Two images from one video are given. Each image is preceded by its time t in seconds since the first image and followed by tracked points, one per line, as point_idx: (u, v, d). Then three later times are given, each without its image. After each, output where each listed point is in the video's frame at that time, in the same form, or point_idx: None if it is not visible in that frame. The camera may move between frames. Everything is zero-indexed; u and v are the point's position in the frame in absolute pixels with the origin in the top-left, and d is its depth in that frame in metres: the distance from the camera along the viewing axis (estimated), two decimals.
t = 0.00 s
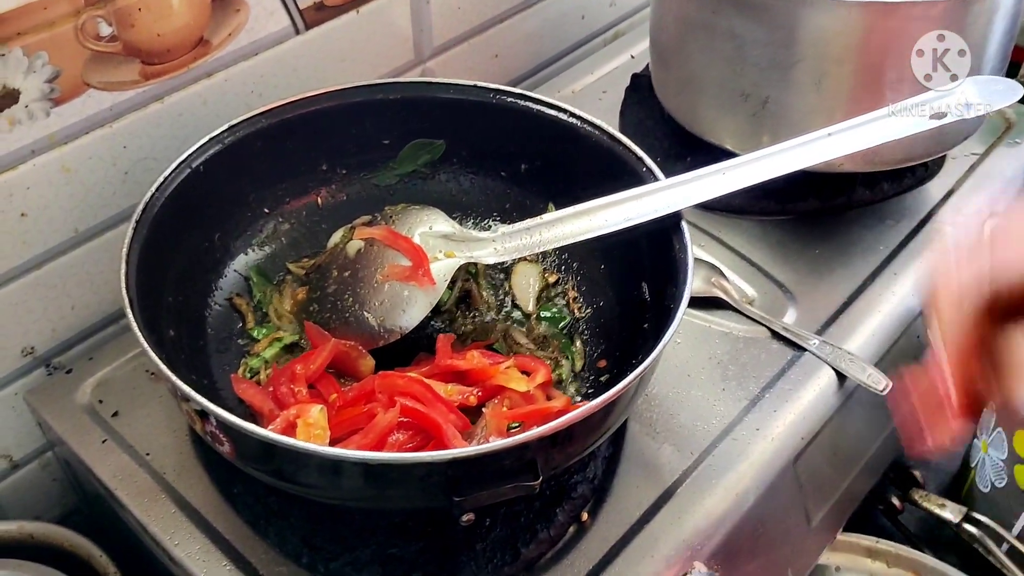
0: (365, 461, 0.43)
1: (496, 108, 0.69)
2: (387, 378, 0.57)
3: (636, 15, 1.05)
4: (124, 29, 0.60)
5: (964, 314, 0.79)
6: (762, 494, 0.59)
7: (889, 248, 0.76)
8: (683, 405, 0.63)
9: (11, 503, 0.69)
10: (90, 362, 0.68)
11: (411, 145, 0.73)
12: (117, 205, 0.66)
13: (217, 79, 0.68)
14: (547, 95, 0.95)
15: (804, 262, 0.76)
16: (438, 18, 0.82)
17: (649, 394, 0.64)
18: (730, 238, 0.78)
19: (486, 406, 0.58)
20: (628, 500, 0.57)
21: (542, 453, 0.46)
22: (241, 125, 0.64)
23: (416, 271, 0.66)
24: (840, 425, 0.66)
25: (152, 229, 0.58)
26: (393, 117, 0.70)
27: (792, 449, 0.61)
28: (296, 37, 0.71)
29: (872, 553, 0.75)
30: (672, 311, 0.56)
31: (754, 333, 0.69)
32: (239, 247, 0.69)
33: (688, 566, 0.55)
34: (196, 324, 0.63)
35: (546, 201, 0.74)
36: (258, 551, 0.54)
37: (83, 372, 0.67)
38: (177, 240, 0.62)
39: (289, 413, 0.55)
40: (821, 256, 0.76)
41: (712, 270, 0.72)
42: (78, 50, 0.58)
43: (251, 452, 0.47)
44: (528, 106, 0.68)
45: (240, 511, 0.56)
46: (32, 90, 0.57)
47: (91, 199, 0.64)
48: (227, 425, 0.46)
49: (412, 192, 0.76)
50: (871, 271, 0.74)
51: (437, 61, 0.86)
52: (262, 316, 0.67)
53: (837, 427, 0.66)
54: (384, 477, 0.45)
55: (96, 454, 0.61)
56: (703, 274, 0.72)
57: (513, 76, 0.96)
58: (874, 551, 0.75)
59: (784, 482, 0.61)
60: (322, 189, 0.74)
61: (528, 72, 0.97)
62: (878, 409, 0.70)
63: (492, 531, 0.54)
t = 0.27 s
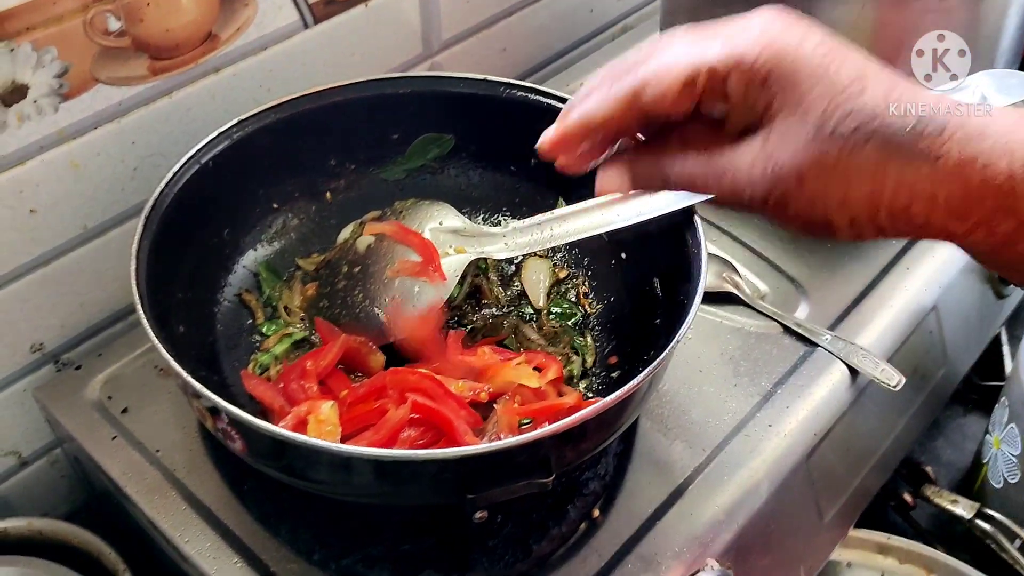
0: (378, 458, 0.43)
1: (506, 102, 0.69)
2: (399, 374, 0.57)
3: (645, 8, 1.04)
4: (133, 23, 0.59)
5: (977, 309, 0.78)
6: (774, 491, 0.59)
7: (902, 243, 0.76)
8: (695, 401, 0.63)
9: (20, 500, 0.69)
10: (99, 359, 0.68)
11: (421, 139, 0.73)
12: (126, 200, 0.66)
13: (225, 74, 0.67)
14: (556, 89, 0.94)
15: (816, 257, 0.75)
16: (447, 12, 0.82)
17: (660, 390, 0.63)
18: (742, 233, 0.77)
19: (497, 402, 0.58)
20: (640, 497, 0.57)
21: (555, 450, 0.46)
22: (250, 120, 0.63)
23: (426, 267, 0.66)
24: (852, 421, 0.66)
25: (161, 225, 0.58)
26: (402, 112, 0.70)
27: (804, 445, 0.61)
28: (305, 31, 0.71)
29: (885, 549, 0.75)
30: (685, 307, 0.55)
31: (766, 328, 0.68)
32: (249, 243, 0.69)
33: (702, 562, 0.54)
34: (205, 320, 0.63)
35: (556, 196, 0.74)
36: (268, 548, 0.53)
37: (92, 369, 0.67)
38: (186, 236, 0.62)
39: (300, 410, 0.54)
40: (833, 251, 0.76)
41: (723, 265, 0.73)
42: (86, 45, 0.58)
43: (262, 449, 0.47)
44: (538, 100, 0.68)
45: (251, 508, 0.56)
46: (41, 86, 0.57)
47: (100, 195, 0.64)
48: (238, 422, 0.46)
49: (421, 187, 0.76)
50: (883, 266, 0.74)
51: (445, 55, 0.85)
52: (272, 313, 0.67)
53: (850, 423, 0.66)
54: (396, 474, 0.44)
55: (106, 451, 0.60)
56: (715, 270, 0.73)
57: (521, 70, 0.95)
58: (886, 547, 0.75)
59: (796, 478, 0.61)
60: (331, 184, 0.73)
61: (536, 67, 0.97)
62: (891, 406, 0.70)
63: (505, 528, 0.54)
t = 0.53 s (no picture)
0: (381, 455, 0.43)
1: (509, 99, 0.69)
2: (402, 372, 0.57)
3: (648, 4, 1.04)
4: (136, 22, 0.59)
5: (981, 305, 0.78)
6: (778, 487, 0.59)
7: (906, 239, 0.76)
8: (698, 398, 0.63)
9: (26, 497, 0.70)
10: (103, 356, 0.68)
11: (424, 136, 0.73)
12: (129, 198, 0.66)
13: (228, 72, 0.67)
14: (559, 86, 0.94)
15: (819, 253, 0.75)
16: (449, 9, 0.82)
17: (663, 387, 0.63)
18: (745, 229, 0.77)
19: (501, 399, 0.58)
20: (643, 493, 0.57)
21: (558, 447, 0.46)
22: (253, 117, 0.63)
23: (428, 264, 0.66)
24: (856, 417, 0.66)
25: (165, 223, 0.58)
26: (405, 109, 0.70)
27: (807, 442, 0.61)
28: (307, 29, 0.71)
29: (888, 545, 0.75)
30: (689, 304, 0.55)
31: (770, 325, 0.68)
32: (252, 241, 0.69)
33: (704, 560, 0.54)
34: (209, 318, 0.63)
35: (559, 193, 0.74)
36: (273, 545, 0.54)
37: (97, 366, 0.67)
38: (190, 233, 0.62)
39: (303, 408, 0.55)
40: (837, 247, 0.76)
41: (728, 261, 0.72)
42: (90, 43, 0.58)
43: (266, 447, 0.47)
44: (541, 97, 0.68)
45: (254, 505, 0.56)
46: (44, 84, 0.57)
47: (103, 193, 0.64)
48: (242, 420, 0.46)
49: (425, 184, 0.76)
50: (887, 262, 0.74)
51: (448, 52, 0.85)
52: (276, 309, 0.67)
53: (853, 420, 0.66)
54: (399, 472, 0.45)
55: (110, 448, 0.61)
56: (719, 266, 0.71)
57: (524, 67, 0.95)
58: (889, 544, 0.75)
59: (800, 475, 0.61)
60: (334, 182, 0.73)
61: (539, 63, 0.97)
62: (894, 402, 0.70)
63: (508, 525, 0.54)
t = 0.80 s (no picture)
0: (380, 451, 0.43)
1: (509, 95, 0.69)
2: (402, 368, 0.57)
3: None
4: (135, 19, 0.59)
5: (983, 301, 0.78)
6: (779, 483, 0.59)
7: (907, 235, 0.75)
8: (698, 394, 0.63)
9: (27, 493, 0.70)
10: (104, 353, 0.68)
11: (425, 133, 0.73)
12: (130, 195, 0.66)
13: (229, 69, 0.67)
14: (560, 81, 0.94)
15: (821, 249, 0.75)
16: (450, 5, 0.81)
17: (664, 382, 0.63)
18: (746, 225, 0.77)
19: (500, 395, 0.58)
20: (643, 489, 0.57)
21: (557, 443, 0.46)
22: (253, 114, 0.63)
23: (428, 261, 0.66)
24: (857, 413, 0.65)
25: (165, 220, 0.58)
26: (406, 105, 0.70)
27: (808, 437, 0.61)
28: (307, 25, 0.71)
29: (890, 541, 0.75)
30: (688, 300, 0.55)
31: (771, 320, 0.68)
32: (253, 237, 0.69)
33: (704, 555, 0.54)
34: (209, 314, 0.63)
35: (560, 189, 0.74)
36: (273, 541, 0.54)
37: (98, 363, 0.67)
38: (191, 230, 0.62)
39: (303, 404, 0.55)
40: (838, 243, 0.75)
41: (730, 257, 0.71)
42: (89, 40, 0.58)
43: (265, 443, 0.47)
44: (541, 92, 0.68)
45: (255, 501, 0.56)
46: (45, 81, 0.57)
47: (104, 190, 0.64)
48: (241, 416, 0.46)
49: (425, 180, 0.76)
50: (889, 257, 0.74)
51: (449, 48, 0.85)
52: (277, 306, 0.67)
53: (854, 416, 0.65)
54: (398, 468, 0.45)
55: (111, 445, 0.61)
56: (720, 261, 0.71)
57: (525, 63, 0.95)
58: (890, 539, 0.75)
59: (801, 471, 0.61)
60: (335, 178, 0.73)
61: (540, 59, 0.97)
62: (896, 398, 0.69)
63: (507, 520, 0.54)
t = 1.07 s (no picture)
0: (380, 449, 0.43)
1: (509, 94, 0.69)
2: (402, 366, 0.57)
3: None
4: (136, 18, 0.59)
5: (984, 298, 0.78)
6: (779, 481, 0.59)
7: (908, 233, 0.75)
8: (699, 392, 0.63)
9: (29, 492, 0.70)
10: (106, 352, 0.68)
11: (424, 132, 0.72)
12: (131, 195, 0.66)
13: (229, 68, 0.67)
14: (561, 80, 0.94)
15: (821, 247, 0.75)
16: (450, 4, 0.81)
17: (664, 380, 0.63)
18: (746, 223, 0.77)
19: (501, 393, 0.58)
20: (643, 487, 0.57)
21: (556, 441, 0.46)
22: (253, 113, 0.63)
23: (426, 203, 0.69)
24: (858, 411, 0.65)
25: (166, 218, 0.58)
26: (406, 103, 0.70)
27: (808, 435, 0.61)
28: (308, 24, 0.71)
29: (891, 539, 0.75)
30: (688, 297, 0.55)
31: (771, 319, 0.68)
32: (253, 236, 0.69)
33: (705, 552, 0.54)
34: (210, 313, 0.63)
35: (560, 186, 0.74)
36: (274, 539, 0.54)
37: (99, 362, 0.67)
38: (191, 229, 0.62)
39: (304, 402, 0.55)
40: (839, 241, 0.75)
41: (730, 255, 0.71)
42: (90, 39, 0.58)
43: (265, 441, 0.47)
44: (540, 91, 0.68)
45: (255, 498, 0.56)
46: (45, 81, 0.57)
47: (104, 189, 0.64)
48: (241, 415, 0.46)
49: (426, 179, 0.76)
50: (889, 255, 0.73)
51: (449, 47, 0.85)
52: (277, 304, 0.67)
53: (855, 414, 0.65)
54: (398, 465, 0.45)
55: (113, 443, 0.61)
56: (720, 259, 0.71)
57: (525, 62, 0.95)
58: (891, 537, 0.75)
59: (801, 468, 0.61)
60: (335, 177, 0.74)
61: (541, 58, 0.97)
62: (897, 396, 0.69)
63: (507, 518, 0.54)
